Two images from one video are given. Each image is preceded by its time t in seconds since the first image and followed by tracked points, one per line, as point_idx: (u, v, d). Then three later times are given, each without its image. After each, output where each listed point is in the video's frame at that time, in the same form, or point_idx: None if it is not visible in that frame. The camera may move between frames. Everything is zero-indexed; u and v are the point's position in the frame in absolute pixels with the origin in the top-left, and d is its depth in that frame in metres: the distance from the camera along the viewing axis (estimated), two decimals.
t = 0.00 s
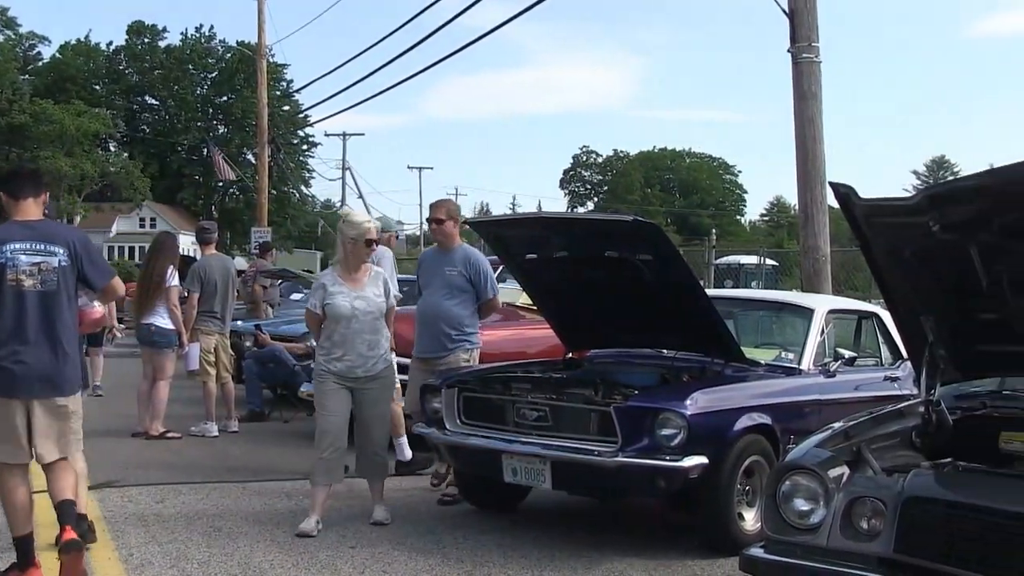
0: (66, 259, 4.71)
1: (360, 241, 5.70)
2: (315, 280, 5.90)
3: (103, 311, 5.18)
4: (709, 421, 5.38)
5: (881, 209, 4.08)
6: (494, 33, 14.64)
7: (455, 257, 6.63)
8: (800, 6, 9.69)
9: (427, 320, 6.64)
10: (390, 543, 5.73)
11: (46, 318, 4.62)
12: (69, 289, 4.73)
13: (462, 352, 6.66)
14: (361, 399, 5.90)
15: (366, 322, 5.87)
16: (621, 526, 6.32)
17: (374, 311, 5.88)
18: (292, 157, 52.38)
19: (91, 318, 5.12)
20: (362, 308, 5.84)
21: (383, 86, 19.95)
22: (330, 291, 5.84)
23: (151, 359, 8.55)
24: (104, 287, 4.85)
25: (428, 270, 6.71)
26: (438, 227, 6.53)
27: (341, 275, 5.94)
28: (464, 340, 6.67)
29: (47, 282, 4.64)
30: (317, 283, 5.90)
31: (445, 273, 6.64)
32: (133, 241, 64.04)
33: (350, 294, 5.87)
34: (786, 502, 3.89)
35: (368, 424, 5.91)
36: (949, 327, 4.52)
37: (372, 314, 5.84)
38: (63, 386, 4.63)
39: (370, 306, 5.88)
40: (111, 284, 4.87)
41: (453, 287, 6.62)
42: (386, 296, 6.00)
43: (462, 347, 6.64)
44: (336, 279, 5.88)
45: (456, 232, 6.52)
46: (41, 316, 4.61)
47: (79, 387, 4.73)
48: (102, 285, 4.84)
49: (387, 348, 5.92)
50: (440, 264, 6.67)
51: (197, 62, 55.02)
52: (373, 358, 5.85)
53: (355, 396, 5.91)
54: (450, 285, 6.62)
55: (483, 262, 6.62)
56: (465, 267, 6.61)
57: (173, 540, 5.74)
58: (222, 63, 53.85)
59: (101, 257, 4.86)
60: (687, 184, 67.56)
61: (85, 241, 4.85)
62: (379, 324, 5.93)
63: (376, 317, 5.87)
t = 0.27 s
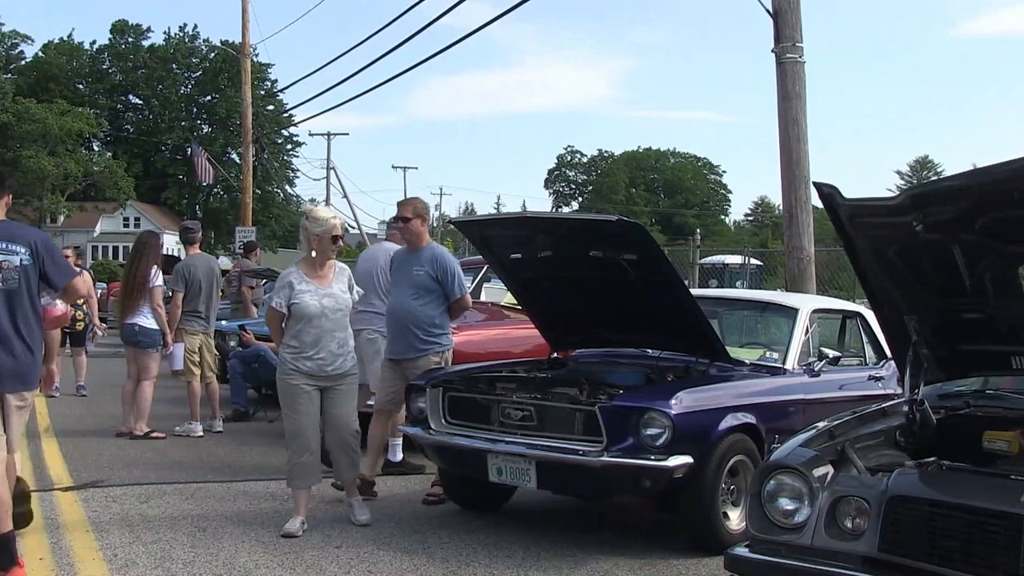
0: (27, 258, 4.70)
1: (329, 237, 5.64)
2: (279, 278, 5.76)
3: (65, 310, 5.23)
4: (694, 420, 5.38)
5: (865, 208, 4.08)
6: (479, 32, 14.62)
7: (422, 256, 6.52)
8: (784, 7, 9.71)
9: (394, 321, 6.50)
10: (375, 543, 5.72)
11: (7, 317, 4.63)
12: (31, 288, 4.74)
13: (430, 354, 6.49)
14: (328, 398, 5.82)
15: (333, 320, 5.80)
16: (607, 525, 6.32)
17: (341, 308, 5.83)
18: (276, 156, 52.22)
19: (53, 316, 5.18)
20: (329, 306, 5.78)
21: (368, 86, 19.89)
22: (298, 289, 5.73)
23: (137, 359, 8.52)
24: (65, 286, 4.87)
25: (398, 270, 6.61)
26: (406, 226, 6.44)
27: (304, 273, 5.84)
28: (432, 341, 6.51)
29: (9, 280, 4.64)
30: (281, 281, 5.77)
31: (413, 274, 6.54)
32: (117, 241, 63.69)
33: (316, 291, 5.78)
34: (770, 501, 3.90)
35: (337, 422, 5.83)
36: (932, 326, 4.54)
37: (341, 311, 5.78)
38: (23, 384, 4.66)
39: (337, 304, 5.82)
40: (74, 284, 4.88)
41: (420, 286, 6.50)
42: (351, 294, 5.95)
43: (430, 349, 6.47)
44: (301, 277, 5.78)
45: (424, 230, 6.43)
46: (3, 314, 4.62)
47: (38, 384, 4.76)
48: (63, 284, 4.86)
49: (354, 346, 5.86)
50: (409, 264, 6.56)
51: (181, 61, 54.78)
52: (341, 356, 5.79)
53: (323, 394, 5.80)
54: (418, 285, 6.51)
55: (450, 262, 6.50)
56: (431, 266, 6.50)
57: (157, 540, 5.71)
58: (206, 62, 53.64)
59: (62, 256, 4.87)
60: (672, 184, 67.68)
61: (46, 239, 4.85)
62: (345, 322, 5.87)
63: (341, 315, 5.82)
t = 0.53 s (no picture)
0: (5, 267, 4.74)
1: (321, 238, 5.54)
2: (267, 278, 5.66)
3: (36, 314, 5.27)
4: (690, 420, 5.39)
5: (861, 209, 4.08)
6: (476, 32, 14.60)
7: (392, 258, 6.51)
8: (780, 7, 9.72)
9: (363, 324, 6.47)
10: (370, 543, 5.72)
11: None
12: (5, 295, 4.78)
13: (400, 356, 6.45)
14: (316, 398, 5.68)
15: (323, 321, 5.69)
16: (603, 525, 6.33)
17: (331, 309, 5.73)
18: (272, 156, 52.17)
19: (22, 321, 5.23)
20: (319, 307, 5.68)
21: (364, 85, 19.86)
22: (287, 289, 5.63)
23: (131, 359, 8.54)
24: (40, 294, 4.91)
25: (366, 273, 6.60)
26: (376, 227, 6.44)
27: (293, 273, 5.74)
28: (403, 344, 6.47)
29: None
30: (270, 281, 5.67)
31: (383, 276, 6.52)
32: (113, 241, 63.60)
33: (306, 292, 5.68)
34: (766, 501, 3.90)
35: (323, 422, 5.66)
36: (927, 326, 4.55)
37: (331, 312, 5.68)
38: None
39: (326, 305, 5.71)
40: (47, 294, 4.93)
41: (390, 288, 6.49)
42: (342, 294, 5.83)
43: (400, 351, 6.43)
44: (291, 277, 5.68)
45: (393, 231, 6.41)
46: None
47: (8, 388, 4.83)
48: (38, 292, 4.90)
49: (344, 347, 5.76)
50: (378, 266, 6.55)
51: (176, 61, 54.68)
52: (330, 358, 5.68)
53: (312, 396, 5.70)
54: (389, 286, 6.49)
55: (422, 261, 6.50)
56: (402, 267, 6.50)
57: (153, 539, 5.72)
58: (201, 62, 53.56)
59: (38, 264, 4.91)
60: (668, 184, 67.72)
61: (24, 247, 4.87)
62: (335, 323, 5.77)
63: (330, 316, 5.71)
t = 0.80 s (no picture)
0: None
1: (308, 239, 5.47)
2: (262, 278, 5.66)
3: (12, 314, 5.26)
4: (681, 420, 5.40)
5: (850, 209, 4.09)
6: (467, 32, 14.61)
7: (362, 251, 6.45)
8: (771, 8, 9.75)
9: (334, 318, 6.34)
10: (361, 543, 5.73)
11: None
12: None
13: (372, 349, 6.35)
14: (308, 404, 5.62)
15: (314, 325, 5.62)
16: (594, 525, 6.34)
17: (324, 312, 5.64)
18: (263, 155, 52.08)
19: None
20: (310, 309, 5.60)
21: (355, 85, 19.85)
22: (278, 290, 5.61)
23: (120, 359, 8.53)
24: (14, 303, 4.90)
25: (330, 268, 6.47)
26: (346, 219, 6.37)
27: (289, 274, 5.72)
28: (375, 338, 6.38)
29: None
30: (265, 281, 5.65)
31: (353, 269, 6.43)
32: (103, 241, 63.43)
33: (298, 294, 5.63)
34: (756, 501, 3.91)
35: (312, 428, 5.59)
36: (916, 326, 4.57)
37: (321, 316, 5.59)
38: None
39: (318, 308, 5.62)
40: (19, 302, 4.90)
41: (362, 281, 6.41)
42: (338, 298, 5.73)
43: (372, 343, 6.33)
44: (284, 277, 5.65)
45: (363, 222, 6.36)
46: None
47: None
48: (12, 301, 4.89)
49: (337, 352, 5.66)
50: (346, 260, 6.45)
51: (166, 60, 54.55)
52: (321, 362, 5.60)
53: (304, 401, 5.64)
54: (361, 279, 6.41)
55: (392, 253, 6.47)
56: (373, 259, 6.45)
57: (142, 540, 5.71)
58: (192, 62, 53.43)
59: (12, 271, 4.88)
60: (659, 184, 67.81)
61: None
62: (329, 327, 5.68)
63: (322, 320, 5.62)
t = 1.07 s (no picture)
0: None
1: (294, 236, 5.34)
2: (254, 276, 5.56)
3: None
4: (657, 420, 5.41)
5: (825, 209, 4.11)
6: (445, 32, 14.58)
7: (330, 250, 6.40)
8: (747, 8, 9.78)
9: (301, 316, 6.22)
10: (336, 544, 5.71)
11: None
12: None
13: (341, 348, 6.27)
14: (298, 407, 5.50)
15: (305, 324, 5.48)
16: (570, 524, 6.34)
17: (314, 312, 5.50)
18: (238, 155, 51.79)
19: None
20: (299, 309, 5.47)
21: (332, 84, 19.77)
22: (269, 288, 5.49)
23: (93, 360, 8.48)
24: None
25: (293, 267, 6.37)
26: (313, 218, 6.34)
27: (282, 271, 5.60)
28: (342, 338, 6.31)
29: None
30: (256, 278, 5.55)
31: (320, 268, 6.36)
32: (76, 240, 62.90)
33: (289, 292, 5.50)
34: (732, 500, 3.92)
35: (302, 433, 5.49)
36: (890, 325, 4.60)
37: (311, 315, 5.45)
38: None
39: (309, 307, 5.48)
40: None
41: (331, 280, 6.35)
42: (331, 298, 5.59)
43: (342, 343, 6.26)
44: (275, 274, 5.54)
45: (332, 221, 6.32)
46: None
47: None
48: None
49: (328, 353, 5.52)
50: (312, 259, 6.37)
51: (141, 59, 54.14)
52: (311, 363, 5.46)
53: (293, 404, 5.51)
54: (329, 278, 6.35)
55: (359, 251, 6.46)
56: (340, 258, 6.41)
57: (114, 542, 5.67)
58: (166, 60, 53.00)
59: None
60: (636, 184, 67.95)
61: None
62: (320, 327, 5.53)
63: (314, 320, 5.48)
